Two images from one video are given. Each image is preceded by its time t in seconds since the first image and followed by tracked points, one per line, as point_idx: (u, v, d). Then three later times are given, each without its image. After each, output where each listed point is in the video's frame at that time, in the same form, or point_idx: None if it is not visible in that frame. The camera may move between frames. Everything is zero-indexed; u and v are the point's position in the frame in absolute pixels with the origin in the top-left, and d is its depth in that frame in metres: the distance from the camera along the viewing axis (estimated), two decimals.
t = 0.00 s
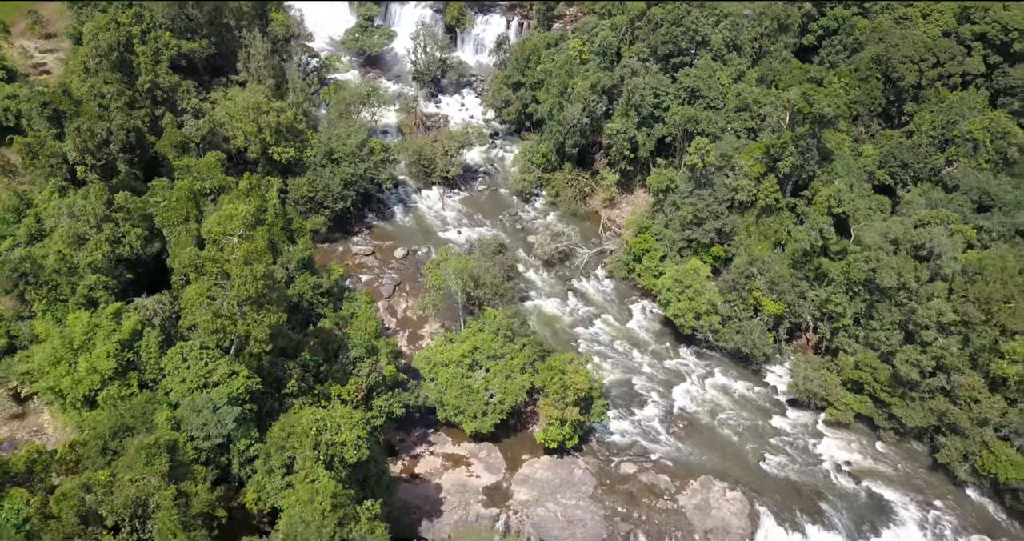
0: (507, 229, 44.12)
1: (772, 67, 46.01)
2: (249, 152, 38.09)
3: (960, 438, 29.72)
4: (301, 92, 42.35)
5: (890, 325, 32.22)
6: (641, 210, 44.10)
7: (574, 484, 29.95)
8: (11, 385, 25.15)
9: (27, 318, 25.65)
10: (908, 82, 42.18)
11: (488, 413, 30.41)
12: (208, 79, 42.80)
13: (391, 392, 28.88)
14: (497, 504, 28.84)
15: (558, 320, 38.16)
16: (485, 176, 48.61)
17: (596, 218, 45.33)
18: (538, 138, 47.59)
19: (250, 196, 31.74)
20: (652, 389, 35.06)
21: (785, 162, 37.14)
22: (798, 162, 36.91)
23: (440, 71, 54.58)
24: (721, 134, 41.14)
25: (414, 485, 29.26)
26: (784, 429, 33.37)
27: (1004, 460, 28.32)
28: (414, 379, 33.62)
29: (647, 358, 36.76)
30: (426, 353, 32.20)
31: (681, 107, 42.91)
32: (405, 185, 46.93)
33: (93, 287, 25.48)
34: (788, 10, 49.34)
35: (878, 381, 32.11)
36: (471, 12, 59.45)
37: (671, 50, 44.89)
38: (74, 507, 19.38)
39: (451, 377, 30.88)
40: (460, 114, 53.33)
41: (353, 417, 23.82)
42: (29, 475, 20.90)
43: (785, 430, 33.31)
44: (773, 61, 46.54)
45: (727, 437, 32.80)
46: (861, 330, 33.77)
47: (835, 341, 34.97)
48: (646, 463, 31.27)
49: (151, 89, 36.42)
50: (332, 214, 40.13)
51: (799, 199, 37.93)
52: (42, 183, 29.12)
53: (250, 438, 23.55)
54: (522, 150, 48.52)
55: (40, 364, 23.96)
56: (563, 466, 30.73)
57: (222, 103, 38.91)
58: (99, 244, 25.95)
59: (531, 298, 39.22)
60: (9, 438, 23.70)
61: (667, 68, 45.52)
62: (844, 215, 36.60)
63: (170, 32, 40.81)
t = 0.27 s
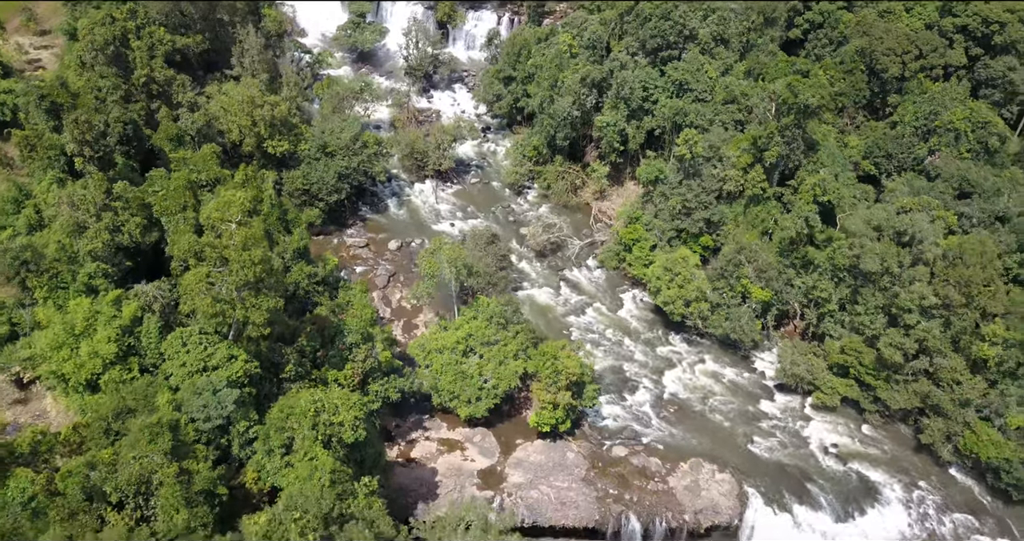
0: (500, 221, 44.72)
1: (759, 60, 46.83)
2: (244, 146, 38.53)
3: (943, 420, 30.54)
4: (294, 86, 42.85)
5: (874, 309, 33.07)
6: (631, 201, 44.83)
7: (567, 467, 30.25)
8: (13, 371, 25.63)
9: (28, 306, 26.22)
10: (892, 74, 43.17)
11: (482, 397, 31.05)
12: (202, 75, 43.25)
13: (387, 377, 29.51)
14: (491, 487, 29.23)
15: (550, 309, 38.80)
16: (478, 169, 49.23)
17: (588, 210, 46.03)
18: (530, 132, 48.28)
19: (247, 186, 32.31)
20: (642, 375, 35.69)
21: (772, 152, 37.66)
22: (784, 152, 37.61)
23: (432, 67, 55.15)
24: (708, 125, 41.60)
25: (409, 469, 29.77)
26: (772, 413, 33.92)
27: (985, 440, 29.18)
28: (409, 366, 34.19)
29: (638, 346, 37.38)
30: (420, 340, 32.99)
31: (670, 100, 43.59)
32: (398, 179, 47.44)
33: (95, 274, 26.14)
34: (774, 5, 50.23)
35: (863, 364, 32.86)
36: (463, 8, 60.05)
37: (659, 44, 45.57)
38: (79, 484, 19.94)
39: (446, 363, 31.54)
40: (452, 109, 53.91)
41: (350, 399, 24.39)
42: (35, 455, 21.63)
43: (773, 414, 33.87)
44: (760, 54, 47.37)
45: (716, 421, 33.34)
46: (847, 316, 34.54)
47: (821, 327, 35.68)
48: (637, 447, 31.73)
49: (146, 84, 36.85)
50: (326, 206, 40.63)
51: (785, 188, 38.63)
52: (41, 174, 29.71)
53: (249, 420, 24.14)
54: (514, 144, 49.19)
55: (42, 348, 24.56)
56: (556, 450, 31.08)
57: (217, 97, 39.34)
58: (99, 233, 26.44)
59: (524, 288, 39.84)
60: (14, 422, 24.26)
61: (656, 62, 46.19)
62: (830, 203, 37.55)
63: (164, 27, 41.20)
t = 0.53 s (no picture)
0: (500, 213, 45.28)
1: (755, 54, 47.42)
2: (247, 138, 39.08)
3: (934, 405, 31.00)
4: (296, 80, 43.48)
5: (867, 297, 33.58)
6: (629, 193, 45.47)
7: (565, 451, 30.79)
8: (24, 353, 26.40)
9: (38, 291, 26.83)
10: (885, 68, 43.85)
11: (482, 383, 31.62)
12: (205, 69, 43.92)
13: (388, 363, 30.11)
14: (491, 470, 29.71)
15: (549, 299, 39.38)
16: (478, 162, 49.83)
17: (587, 203, 46.62)
18: (530, 125, 48.92)
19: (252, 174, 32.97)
20: (640, 363, 36.29)
21: (766, 143, 38.21)
22: (778, 144, 38.19)
23: (433, 63, 55.73)
24: (705, 119, 42.14)
25: (410, 453, 30.29)
26: (767, 400, 34.39)
27: (975, 424, 29.62)
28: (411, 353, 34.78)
29: (636, 334, 37.98)
30: (421, 327, 33.74)
31: (667, 93, 44.21)
32: (399, 172, 48.02)
33: (104, 260, 27.01)
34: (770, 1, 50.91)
35: (856, 351, 33.42)
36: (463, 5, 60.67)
37: (657, 39, 46.20)
38: (92, 458, 20.87)
39: (446, 349, 32.21)
40: (453, 103, 54.47)
41: (353, 380, 24.97)
42: (46, 433, 22.16)
43: (768, 401, 34.35)
44: (757, 48, 47.98)
45: (712, 407, 33.85)
46: (840, 305, 35.11)
47: (816, 316, 36.23)
48: (635, 432, 32.25)
49: (151, 76, 37.46)
50: (329, 198, 41.21)
51: (780, 180, 39.13)
52: (49, 164, 30.47)
53: (255, 401, 24.70)
54: (514, 137, 49.80)
55: (52, 331, 25.27)
56: (554, 435, 31.63)
57: (220, 90, 39.90)
58: (107, 220, 27.36)
59: (524, 279, 40.42)
60: (26, 403, 24.99)
61: (654, 56, 46.82)
62: (824, 195, 38.15)
63: (168, 20, 41.76)
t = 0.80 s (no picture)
0: (522, 204, 45.89)
1: (778, 51, 47.64)
2: (278, 126, 40.11)
3: (953, 401, 31.05)
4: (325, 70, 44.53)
5: (886, 291, 33.71)
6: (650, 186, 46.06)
7: (584, 435, 31.14)
8: (67, 323, 27.76)
9: (80, 264, 27.79)
10: (908, 65, 43.88)
11: (503, 366, 32.27)
12: (237, 59, 45.41)
13: (413, 343, 30.80)
14: (511, 451, 30.37)
15: (570, 288, 39.91)
16: (502, 155, 50.56)
17: (609, 196, 47.14)
18: (553, 119, 49.49)
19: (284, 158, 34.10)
20: (659, 353, 36.69)
21: (788, 138, 38.37)
22: (799, 138, 38.43)
23: (458, 57, 56.51)
24: (727, 113, 42.44)
25: (433, 432, 31.07)
26: (786, 392, 34.59)
27: (993, 420, 29.64)
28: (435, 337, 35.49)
29: (656, 325, 38.40)
30: (445, 311, 34.38)
31: (690, 89, 44.66)
32: (425, 162, 48.85)
33: (143, 237, 28.25)
34: None
35: (874, 345, 33.57)
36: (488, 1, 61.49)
37: (680, 35, 46.66)
38: (132, 419, 21.53)
39: (469, 333, 33.02)
40: (478, 97, 55.24)
41: (380, 356, 25.77)
42: (88, 396, 23.44)
43: (786, 393, 34.56)
44: (779, 45, 48.25)
45: (730, 398, 34.15)
46: (859, 299, 35.25)
47: (835, 310, 36.41)
48: (653, 419, 32.66)
49: (186, 63, 38.44)
50: (356, 185, 42.25)
51: (801, 175, 39.43)
52: (90, 145, 31.85)
53: (284, 374, 25.49)
54: (537, 130, 50.44)
55: (93, 302, 26.40)
56: (573, 419, 32.04)
57: (252, 79, 41.11)
58: (146, 198, 28.62)
59: (546, 268, 41.00)
60: (68, 369, 26.37)
61: (677, 52, 47.27)
62: (846, 191, 38.15)
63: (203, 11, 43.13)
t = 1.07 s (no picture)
0: (566, 198, 46.36)
1: (832, 51, 46.98)
2: (332, 113, 41.53)
3: (995, 409, 30.62)
4: (379, 60, 45.91)
5: (930, 295, 33.09)
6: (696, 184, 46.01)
7: (619, 425, 31.62)
8: (129, 291, 29.43)
9: (142, 236, 29.47)
10: (965, 69, 42.89)
11: (541, 352, 32.87)
12: (296, 47, 47.44)
13: (454, 325, 31.53)
14: (546, 436, 30.97)
15: (611, 281, 40.27)
16: (548, 148, 51.10)
17: (654, 192, 47.17)
18: (600, 114, 49.74)
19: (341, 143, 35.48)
20: (697, 348, 36.74)
21: (837, 138, 38.05)
22: (849, 138, 38.07)
23: (509, 51, 57.25)
24: (776, 113, 42.35)
25: (471, 414, 31.94)
26: (824, 393, 34.26)
27: None
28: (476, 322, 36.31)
29: (695, 321, 38.44)
30: (486, 298, 35.35)
31: (740, 88, 44.64)
32: (472, 154, 49.75)
33: (202, 213, 29.64)
34: None
35: (916, 349, 33.06)
36: None
37: (732, 33, 46.47)
38: (187, 380, 23.30)
39: (509, 319, 33.71)
40: (527, 91, 55.92)
41: (423, 333, 27.08)
42: (147, 360, 24.51)
43: (824, 394, 34.23)
44: (832, 46, 47.60)
45: (767, 396, 34.01)
46: (903, 302, 34.62)
47: (877, 313, 35.87)
48: (688, 413, 32.81)
49: (247, 50, 40.17)
50: (405, 173, 43.33)
51: (849, 176, 39.09)
52: (155, 125, 33.29)
53: (331, 347, 26.54)
54: (584, 125, 50.74)
55: (154, 273, 27.88)
56: (609, 408, 32.53)
57: (309, 66, 42.74)
58: (207, 174, 30.02)
59: (587, 261, 41.46)
60: (129, 334, 27.97)
61: (728, 51, 47.07)
62: (894, 192, 37.66)
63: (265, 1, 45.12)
